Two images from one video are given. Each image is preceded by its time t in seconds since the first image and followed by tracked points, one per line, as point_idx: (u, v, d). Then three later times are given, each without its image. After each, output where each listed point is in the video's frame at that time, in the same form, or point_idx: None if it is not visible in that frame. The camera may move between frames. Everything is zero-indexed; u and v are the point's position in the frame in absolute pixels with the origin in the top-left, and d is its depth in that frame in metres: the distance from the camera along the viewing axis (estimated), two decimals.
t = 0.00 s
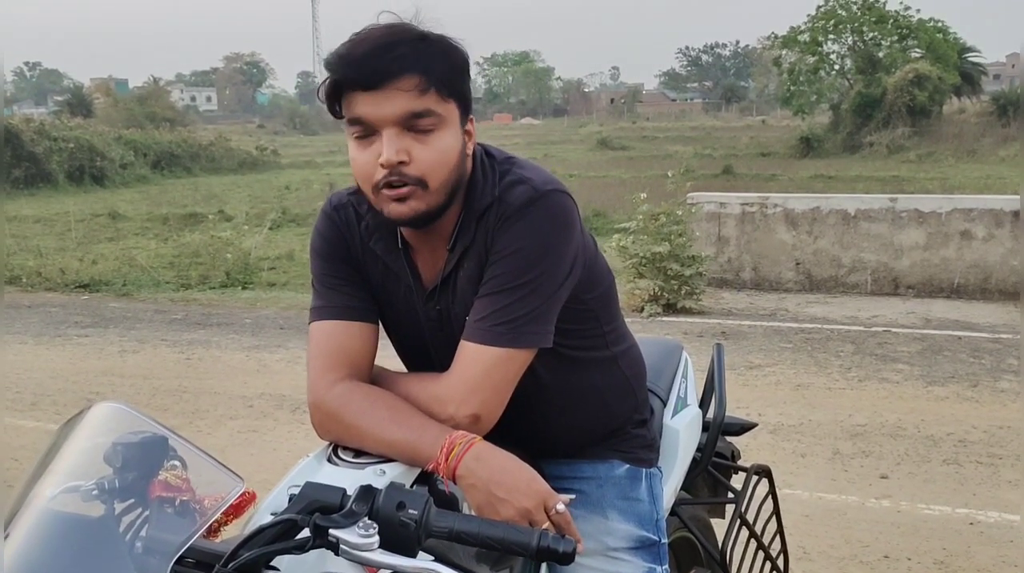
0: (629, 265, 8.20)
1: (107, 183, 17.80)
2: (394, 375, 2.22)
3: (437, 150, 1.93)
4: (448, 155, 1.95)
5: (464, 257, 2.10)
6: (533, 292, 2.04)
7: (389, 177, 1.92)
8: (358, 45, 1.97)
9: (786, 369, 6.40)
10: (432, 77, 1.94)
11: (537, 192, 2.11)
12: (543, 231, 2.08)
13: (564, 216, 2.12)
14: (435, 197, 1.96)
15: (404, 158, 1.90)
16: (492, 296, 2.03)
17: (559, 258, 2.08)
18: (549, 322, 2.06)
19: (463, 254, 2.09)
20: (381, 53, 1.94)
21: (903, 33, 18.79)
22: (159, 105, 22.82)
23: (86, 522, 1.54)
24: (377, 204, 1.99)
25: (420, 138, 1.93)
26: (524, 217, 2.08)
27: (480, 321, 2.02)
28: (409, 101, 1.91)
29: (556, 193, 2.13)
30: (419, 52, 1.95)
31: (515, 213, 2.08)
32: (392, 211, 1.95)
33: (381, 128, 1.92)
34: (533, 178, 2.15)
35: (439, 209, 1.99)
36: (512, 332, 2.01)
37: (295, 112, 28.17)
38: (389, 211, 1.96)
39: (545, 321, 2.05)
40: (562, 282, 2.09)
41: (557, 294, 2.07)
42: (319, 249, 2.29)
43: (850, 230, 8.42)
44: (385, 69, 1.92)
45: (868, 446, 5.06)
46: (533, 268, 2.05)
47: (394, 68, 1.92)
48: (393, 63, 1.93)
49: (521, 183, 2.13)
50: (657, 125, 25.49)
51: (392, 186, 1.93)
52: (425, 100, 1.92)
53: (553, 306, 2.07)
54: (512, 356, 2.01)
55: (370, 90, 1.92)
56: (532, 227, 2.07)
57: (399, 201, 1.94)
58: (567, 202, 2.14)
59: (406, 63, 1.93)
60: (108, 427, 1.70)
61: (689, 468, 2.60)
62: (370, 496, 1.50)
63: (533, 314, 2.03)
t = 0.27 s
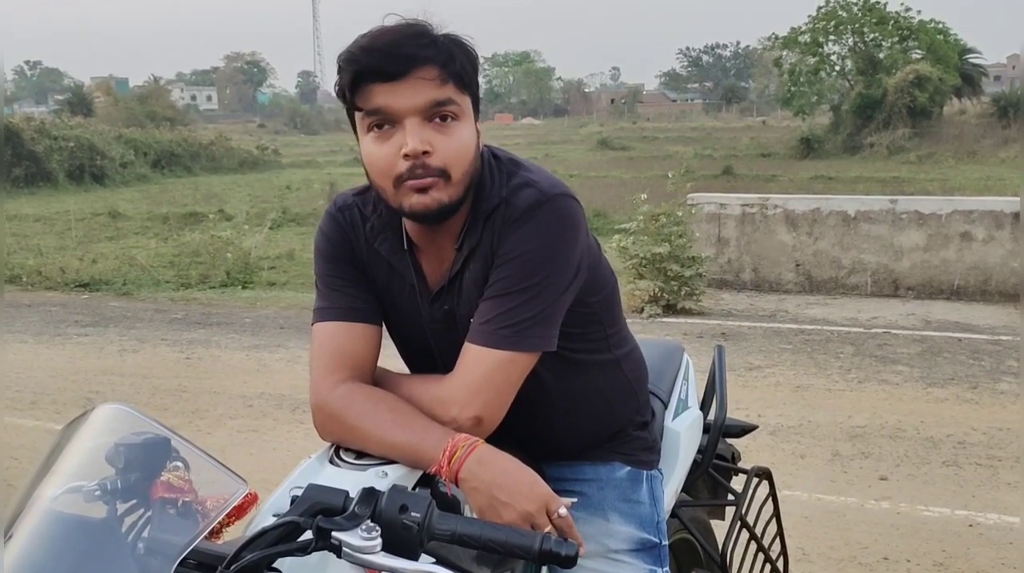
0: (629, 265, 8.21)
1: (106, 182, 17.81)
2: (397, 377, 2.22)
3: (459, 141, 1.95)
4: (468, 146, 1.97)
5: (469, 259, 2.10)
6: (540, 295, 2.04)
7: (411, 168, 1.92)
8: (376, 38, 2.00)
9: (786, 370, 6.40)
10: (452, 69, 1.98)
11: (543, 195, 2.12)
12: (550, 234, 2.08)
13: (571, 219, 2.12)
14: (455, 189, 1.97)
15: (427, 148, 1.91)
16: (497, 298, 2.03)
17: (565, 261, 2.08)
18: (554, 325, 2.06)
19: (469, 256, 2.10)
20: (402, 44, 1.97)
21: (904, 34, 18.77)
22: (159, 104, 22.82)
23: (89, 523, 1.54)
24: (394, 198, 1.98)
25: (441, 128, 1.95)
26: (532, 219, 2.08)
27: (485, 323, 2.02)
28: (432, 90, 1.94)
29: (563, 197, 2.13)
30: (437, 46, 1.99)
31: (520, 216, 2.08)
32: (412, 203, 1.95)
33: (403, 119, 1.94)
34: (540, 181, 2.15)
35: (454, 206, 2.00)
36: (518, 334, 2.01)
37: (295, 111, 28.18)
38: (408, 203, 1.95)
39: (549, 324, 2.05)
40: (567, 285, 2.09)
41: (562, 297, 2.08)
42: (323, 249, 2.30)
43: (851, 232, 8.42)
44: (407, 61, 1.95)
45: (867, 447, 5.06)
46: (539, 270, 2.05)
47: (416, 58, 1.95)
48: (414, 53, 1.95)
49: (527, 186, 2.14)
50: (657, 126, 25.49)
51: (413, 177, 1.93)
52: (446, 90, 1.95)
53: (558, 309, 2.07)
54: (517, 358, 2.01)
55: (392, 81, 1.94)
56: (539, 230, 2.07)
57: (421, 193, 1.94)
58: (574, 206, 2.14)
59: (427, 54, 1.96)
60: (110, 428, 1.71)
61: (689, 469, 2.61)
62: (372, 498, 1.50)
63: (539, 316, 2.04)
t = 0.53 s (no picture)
0: (629, 266, 8.21)
1: (107, 181, 17.81)
2: (401, 377, 2.23)
3: (469, 144, 1.95)
4: (478, 148, 1.98)
5: (475, 260, 2.10)
6: (546, 297, 2.05)
7: (421, 170, 1.93)
8: (388, 37, 2.00)
9: (785, 370, 6.41)
10: (463, 71, 1.98)
11: (551, 198, 2.12)
12: (557, 237, 2.08)
13: (579, 223, 2.12)
14: (464, 191, 1.98)
15: (438, 150, 1.92)
16: (503, 300, 2.04)
17: (572, 264, 2.09)
18: (560, 328, 2.06)
19: (474, 257, 2.10)
20: (414, 44, 1.97)
21: (904, 35, 18.78)
22: (160, 103, 22.83)
23: (92, 521, 1.54)
24: (403, 199, 1.99)
25: (452, 131, 1.95)
26: (540, 222, 2.09)
27: (490, 324, 2.02)
28: (443, 93, 1.94)
29: (571, 201, 2.13)
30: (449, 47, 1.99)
31: (528, 218, 2.09)
32: (421, 205, 1.95)
33: (414, 120, 1.94)
34: (547, 184, 2.16)
35: (464, 207, 2.00)
36: (524, 336, 2.02)
37: (295, 111, 28.19)
38: (417, 205, 1.96)
39: (555, 326, 2.06)
40: (572, 287, 2.09)
41: (568, 300, 2.08)
42: (328, 248, 2.30)
43: (851, 233, 8.42)
44: (418, 61, 1.94)
45: (867, 448, 5.07)
46: (545, 273, 2.06)
47: (428, 59, 1.95)
48: (426, 54, 1.95)
49: (536, 189, 2.14)
50: (658, 126, 25.50)
51: (423, 179, 1.94)
52: (457, 91, 1.95)
53: (563, 312, 2.07)
54: (522, 360, 2.01)
55: (404, 82, 1.94)
56: (546, 233, 2.08)
57: (429, 196, 1.95)
58: (581, 210, 2.15)
59: (440, 54, 1.96)
60: (115, 427, 1.71)
61: (690, 470, 2.61)
62: (376, 498, 1.50)
63: (544, 319, 2.04)
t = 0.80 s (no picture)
0: (629, 266, 8.22)
1: (107, 180, 17.82)
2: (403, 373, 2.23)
3: (476, 145, 1.96)
4: (486, 150, 1.99)
5: (479, 258, 2.11)
6: (550, 296, 2.05)
7: (427, 170, 1.94)
8: (395, 39, 1.99)
9: (785, 370, 6.41)
10: (472, 71, 1.98)
11: (556, 198, 2.12)
12: (562, 236, 2.09)
13: (584, 222, 2.13)
14: (471, 192, 1.98)
15: (445, 152, 1.93)
16: (507, 299, 2.04)
17: (577, 263, 2.10)
18: (564, 326, 2.07)
19: (478, 255, 2.10)
20: (422, 45, 1.97)
21: (905, 36, 18.79)
22: (160, 102, 22.85)
23: (95, 516, 1.55)
24: (410, 199, 2.00)
25: (459, 133, 1.96)
26: (545, 221, 2.09)
27: (494, 321, 2.03)
28: (451, 94, 1.94)
29: (576, 201, 2.14)
30: (456, 48, 1.99)
31: (533, 218, 2.09)
32: (427, 206, 1.96)
33: (421, 122, 1.94)
34: (553, 183, 2.16)
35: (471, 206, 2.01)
36: (527, 335, 2.02)
37: (296, 111, 28.20)
38: (424, 206, 1.97)
39: (558, 326, 2.06)
40: (577, 287, 2.10)
41: (572, 299, 2.09)
42: (332, 244, 2.30)
43: (851, 233, 8.43)
44: (426, 62, 1.94)
45: (867, 448, 5.07)
46: (550, 272, 2.06)
47: (436, 60, 1.95)
48: (434, 55, 1.95)
49: (541, 188, 2.14)
50: (658, 126, 25.51)
51: (429, 180, 1.95)
52: (465, 93, 1.96)
53: (567, 311, 2.08)
54: (526, 359, 2.02)
55: (411, 85, 1.94)
56: (551, 232, 2.08)
57: (436, 196, 1.96)
58: (587, 209, 2.15)
59: (448, 56, 1.96)
60: (118, 423, 1.72)
61: (690, 468, 2.61)
62: (378, 494, 1.50)
63: (548, 318, 2.05)
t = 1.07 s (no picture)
0: (629, 266, 8.22)
1: (107, 179, 17.81)
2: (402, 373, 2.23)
3: (475, 147, 1.96)
4: (485, 151, 1.99)
5: (478, 259, 2.11)
6: (549, 295, 2.05)
7: (426, 172, 1.94)
8: (395, 40, 1.99)
9: (785, 371, 6.42)
10: (471, 74, 1.98)
11: (555, 198, 2.12)
12: (561, 237, 2.09)
13: (583, 223, 2.13)
14: (470, 193, 1.99)
15: (445, 153, 1.93)
16: (505, 298, 2.04)
17: (576, 263, 2.10)
18: (562, 326, 2.07)
19: (477, 255, 2.11)
20: (422, 48, 1.97)
21: (905, 37, 18.80)
22: (161, 102, 22.86)
23: (94, 514, 1.55)
24: (409, 200, 2.00)
25: (458, 135, 1.96)
26: (544, 222, 2.09)
27: (493, 321, 2.03)
28: (450, 97, 1.94)
29: (576, 201, 2.14)
30: (456, 48, 1.99)
31: (532, 218, 2.09)
32: (426, 207, 1.97)
33: (420, 123, 1.95)
34: (552, 183, 2.16)
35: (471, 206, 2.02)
36: (526, 334, 2.02)
37: (296, 111, 28.21)
38: (422, 207, 1.97)
39: (557, 325, 2.06)
40: (575, 287, 2.10)
41: (570, 299, 2.09)
42: (332, 244, 2.31)
43: (851, 234, 8.43)
44: (426, 64, 1.94)
45: (866, 449, 5.08)
46: (549, 272, 2.06)
47: (436, 63, 1.95)
48: (433, 57, 1.95)
49: (541, 188, 2.14)
50: (658, 127, 25.53)
51: (428, 182, 1.96)
52: (465, 95, 1.96)
53: (565, 311, 2.08)
54: (524, 359, 2.02)
55: (411, 85, 1.94)
56: (550, 232, 2.09)
57: (435, 198, 1.96)
58: (586, 210, 2.15)
59: (448, 57, 1.96)
60: (118, 421, 1.72)
61: (689, 468, 2.61)
62: (376, 492, 1.50)
63: (546, 317, 2.05)
